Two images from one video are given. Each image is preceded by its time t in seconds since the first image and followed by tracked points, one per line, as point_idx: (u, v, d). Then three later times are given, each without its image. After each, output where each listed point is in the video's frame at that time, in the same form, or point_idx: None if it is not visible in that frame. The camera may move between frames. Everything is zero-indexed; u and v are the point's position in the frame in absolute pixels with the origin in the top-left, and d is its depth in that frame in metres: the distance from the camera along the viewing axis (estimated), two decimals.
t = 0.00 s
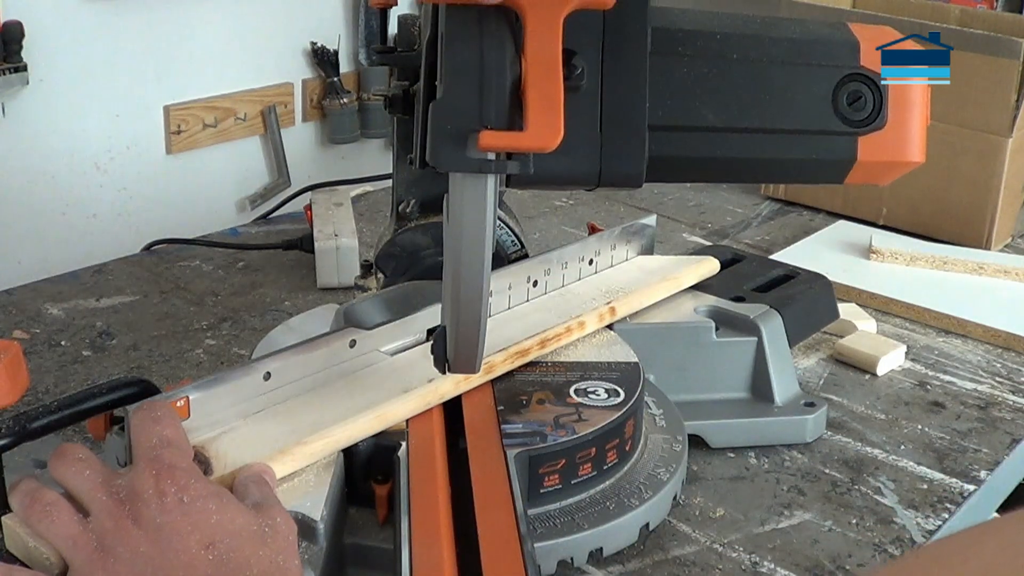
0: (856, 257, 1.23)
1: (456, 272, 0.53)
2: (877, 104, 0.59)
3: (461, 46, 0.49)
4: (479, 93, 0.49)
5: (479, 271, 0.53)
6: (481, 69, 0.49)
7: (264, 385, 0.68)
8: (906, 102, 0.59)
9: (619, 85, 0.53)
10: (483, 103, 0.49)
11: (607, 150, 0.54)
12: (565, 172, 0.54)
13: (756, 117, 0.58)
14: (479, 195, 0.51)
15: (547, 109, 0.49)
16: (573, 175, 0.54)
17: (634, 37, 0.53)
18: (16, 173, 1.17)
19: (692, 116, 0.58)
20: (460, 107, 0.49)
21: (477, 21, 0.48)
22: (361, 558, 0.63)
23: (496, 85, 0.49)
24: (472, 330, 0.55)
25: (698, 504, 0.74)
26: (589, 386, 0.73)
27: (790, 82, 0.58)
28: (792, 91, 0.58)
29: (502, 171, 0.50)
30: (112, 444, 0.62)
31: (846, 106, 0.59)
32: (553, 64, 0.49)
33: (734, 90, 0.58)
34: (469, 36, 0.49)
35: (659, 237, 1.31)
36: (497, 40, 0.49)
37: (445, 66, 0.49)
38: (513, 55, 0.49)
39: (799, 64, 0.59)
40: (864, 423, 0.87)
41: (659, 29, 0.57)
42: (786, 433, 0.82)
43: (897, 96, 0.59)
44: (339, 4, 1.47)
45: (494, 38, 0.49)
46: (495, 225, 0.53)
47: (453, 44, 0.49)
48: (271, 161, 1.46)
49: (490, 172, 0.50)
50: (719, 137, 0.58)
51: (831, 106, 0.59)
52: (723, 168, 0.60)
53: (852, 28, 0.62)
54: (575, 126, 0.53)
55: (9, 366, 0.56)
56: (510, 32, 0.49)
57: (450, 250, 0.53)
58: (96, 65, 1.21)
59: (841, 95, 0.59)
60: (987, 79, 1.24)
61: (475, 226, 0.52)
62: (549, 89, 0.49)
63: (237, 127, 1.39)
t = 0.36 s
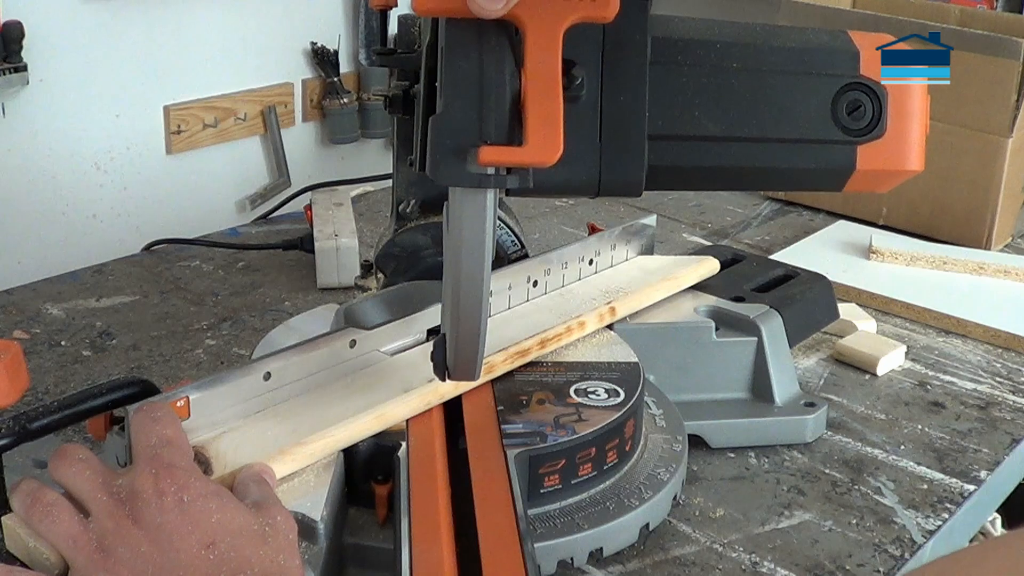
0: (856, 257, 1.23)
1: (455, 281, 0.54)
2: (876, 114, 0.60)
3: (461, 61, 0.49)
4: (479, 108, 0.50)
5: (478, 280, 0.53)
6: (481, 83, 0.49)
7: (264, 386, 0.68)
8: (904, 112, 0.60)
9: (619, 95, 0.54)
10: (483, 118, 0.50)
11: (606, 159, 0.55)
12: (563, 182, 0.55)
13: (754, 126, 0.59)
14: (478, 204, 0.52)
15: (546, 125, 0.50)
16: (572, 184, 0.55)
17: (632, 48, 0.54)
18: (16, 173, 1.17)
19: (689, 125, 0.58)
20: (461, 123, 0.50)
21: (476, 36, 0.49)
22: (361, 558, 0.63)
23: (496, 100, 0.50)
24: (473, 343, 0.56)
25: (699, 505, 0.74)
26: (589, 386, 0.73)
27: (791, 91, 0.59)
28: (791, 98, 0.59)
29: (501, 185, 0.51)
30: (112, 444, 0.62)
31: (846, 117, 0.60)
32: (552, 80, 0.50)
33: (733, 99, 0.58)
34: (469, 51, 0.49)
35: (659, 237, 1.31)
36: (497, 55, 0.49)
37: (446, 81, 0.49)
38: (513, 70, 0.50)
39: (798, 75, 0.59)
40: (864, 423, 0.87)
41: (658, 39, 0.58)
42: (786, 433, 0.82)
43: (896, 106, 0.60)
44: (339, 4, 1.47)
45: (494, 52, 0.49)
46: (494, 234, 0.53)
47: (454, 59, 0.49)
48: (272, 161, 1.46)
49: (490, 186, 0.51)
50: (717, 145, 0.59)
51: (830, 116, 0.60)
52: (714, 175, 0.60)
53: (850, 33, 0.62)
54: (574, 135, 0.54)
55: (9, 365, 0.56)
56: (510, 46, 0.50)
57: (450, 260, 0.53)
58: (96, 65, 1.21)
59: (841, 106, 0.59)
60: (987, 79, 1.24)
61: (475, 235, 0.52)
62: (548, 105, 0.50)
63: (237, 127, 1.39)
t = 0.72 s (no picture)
0: (856, 257, 1.23)
1: (456, 293, 0.56)
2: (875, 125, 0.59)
3: (461, 81, 0.50)
4: (480, 128, 0.51)
5: (478, 293, 0.56)
6: (481, 102, 0.51)
7: (264, 386, 0.68)
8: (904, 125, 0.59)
9: (618, 106, 0.54)
10: (483, 138, 0.51)
11: (607, 169, 0.55)
12: (565, 195, 0.55)
13: (754, 139, 0.59)
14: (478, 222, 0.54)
15: (546, 144, 0.51)
16: (572, 198, 0.55)
17: (632, 62, 0.54)
18: (16, 173, 1.17)
19: (687, 138, 0.58)
20: (461, 143, 0.51)
21: (476, 56, 0.50)
22: (361, 558, 0.63)
23: (495, 120, 0.51)
24: (473, 351, 0.59)
25: (698, 505, 0.74)
26: (589, 386, 0.73)
27: (789, 103, 0.59)
28: (791, 106, 0.59)
29: (501, 204, 0.53)
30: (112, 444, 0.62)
31: (845, 128, 0.59)
32: (551, 99, 0.51)
33: (733, 111, 0.58)
34: (469, 71, 0.50)
35: (659, 237, 1.31)
36: (496, 75, 0.50)
37: (446, 102, 0.51)
38: (512, 89, 0.51)
39: (798, 86, 0.59)
40: (865, 423, 0.86)
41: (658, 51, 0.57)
42: (786, 433, 0.81)
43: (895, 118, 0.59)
44: (339, 4, 1.47)
45: (493, 71, 0.50)
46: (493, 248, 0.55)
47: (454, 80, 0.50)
48: (272, 161, 1.46)
49: (490, 206, 0.52)
50: (712, 158, 0.59)
51: (829, 127, 0.59)
52: (712, 187, 0.60)
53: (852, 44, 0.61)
54: (574, 148, 0.54)
55: (9, 366, 0.56)
56: (510, 64, 0.51)
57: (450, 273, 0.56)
58: (96, 65, 1.21)
59: (841, 116, 0.59)
60: (988, 78, 1.24)
61: (474, 252, 0.54)
62: (548, 125, 0.51)
63: (237, 127, 1.38)
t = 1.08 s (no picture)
0: (856, 257, 1.23)
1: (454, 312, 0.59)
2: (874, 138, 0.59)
3: (460, 103, 0.52)
4: (479, 149, 0.53)
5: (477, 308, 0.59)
6: (481, 122, 0.53)
7: (264, 386, 0.68)
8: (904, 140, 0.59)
9: (616, 115, 0.55)
10: (483, 158, 0.53)
11: (605, 183, 0.56)
12: (565, 208, 0.56)
13: (752, 148, 0.59)
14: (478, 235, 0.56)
15: (546, 163, 0.53)
16: (572, 210, 0.57)
17: (632, 70, 0.55)
18: (15, 173, 1.17)
19: (687, 149, 0.58)
20: (459, 164, 0.53)
21: (474, 79, 0.52)
22: (361, 558, 0.63)
23: (495, 141, 0.53)
24: (472, 362, 0.63)
25: (699, 505, 0.74)
26: (589, 386, 0.73)
27: (787, 112, 0.59)
28: (790, 118, 0.59)
29: (500, 224, 0.55)
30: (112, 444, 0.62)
31: (843, 140, 0.59)
32: (551, 118, 0.53)
33: (730, 122, 0.59)
34: (468, 93, 0.52)
35: (659, 237, 1.31)
36: (495, 96, 0.52)
37: (445, 125, 0.53)
38: (511, 108, 0.53)
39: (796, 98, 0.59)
40: (865, 423, 0.86)
41: (659, 62, 0.57)
42: (786, 434, 0.81)
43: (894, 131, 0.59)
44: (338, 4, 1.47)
45: (493, 92, 0.52)
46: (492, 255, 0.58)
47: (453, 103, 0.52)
48: (272, 161, 1.46)
49: (489, 225, 0.55)
50: (712, 168, 0.59)
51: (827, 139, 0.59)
52: (709, 199, 0.61)
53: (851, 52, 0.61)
54: (574, 159, 0.55)
55: (9, 365, 0.56)
56: (509, 84, 0.53)
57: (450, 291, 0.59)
58: (96, 65, 1.21)
59: (840, 127, 0.59)
60: (988, 78, 1.24)
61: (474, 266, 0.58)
62: (547, 143, 0.53)
63: (237, 126, 1.38)
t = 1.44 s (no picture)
0: (856, 257, 1.23)
1: (453, 333, 0.61)
2: (870, 155, 0.59)
3: (459, 129, 0.53)
4: (478, 174, 0.54)
5: (476, 328, 0.60)
6: (479, 146, 0.54)
7: (264, 386, 0.68)
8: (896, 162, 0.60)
9: (615, 135, 0.56)
10: (481, 184, 0.54)
11: (602, 201, 0.57)
12: (566, 227, 0.57)
13: (751, 166, 0.59)
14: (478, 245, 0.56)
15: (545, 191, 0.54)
16: (571, 229, 0.57)
17: (631, 89, 0.55)
18: (16, 173, 1.17)
19: (685, 167, 0.58)
20: (458, 190, 0.54)
21: (473, 105, 0.53)
22: (361, 558, 0.63)
23: (494, 164, 0.54)
24: (469, 381, 0.64)
25: (699, 505, 0.74)
26: (589, 387, 0.73)
27: (785, 130, 0.59)
28: (788, 135, 0.59)
29: (497, 247, 0.56)
30: (111, 444, 0.62)
31: (841, 156, 0.59)
32: (550, 144, 0.54)
33: (729, 141, 0.58)
34: (468, 118, 0.53)
35: (659, 237, 1.31)
36: (495, 123, 0.53)
37: (445, 150, 0.54)
38: (510, 135, 0.54)
39: (794, 113, 0.59)
40: (865, 423, 0.86)
41: (658, 80, 0.58)
42: (786, 434, 0.81)
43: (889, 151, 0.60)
44: (338, 3, 1.47)
45: (492, 118, 0.53)
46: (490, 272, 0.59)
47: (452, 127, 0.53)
48: (271, 160, 1.46)
49: (488, 250, 0.56)
50: (713, 185, 0.59)
51: (827, 154, 0.59)
52: (700, 215, 0.60)
53: (850, 68, 0.62)
54: (573, 179, 0.56)
55: (9, 366, 0.56)
56: (508, 111, 0.53)
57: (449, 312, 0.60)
58: (96, 65, 1.21)
59: (839, 143, 0.59)
60: (988, 78, 1.23)
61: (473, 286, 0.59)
62: (545, 169, 0.54)
63: (237, 126, 1.38)
